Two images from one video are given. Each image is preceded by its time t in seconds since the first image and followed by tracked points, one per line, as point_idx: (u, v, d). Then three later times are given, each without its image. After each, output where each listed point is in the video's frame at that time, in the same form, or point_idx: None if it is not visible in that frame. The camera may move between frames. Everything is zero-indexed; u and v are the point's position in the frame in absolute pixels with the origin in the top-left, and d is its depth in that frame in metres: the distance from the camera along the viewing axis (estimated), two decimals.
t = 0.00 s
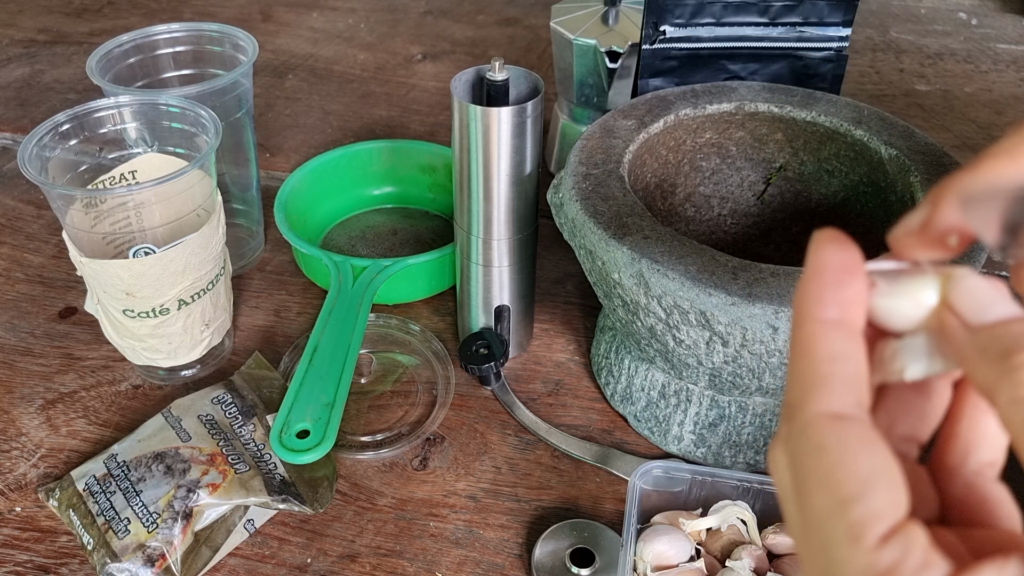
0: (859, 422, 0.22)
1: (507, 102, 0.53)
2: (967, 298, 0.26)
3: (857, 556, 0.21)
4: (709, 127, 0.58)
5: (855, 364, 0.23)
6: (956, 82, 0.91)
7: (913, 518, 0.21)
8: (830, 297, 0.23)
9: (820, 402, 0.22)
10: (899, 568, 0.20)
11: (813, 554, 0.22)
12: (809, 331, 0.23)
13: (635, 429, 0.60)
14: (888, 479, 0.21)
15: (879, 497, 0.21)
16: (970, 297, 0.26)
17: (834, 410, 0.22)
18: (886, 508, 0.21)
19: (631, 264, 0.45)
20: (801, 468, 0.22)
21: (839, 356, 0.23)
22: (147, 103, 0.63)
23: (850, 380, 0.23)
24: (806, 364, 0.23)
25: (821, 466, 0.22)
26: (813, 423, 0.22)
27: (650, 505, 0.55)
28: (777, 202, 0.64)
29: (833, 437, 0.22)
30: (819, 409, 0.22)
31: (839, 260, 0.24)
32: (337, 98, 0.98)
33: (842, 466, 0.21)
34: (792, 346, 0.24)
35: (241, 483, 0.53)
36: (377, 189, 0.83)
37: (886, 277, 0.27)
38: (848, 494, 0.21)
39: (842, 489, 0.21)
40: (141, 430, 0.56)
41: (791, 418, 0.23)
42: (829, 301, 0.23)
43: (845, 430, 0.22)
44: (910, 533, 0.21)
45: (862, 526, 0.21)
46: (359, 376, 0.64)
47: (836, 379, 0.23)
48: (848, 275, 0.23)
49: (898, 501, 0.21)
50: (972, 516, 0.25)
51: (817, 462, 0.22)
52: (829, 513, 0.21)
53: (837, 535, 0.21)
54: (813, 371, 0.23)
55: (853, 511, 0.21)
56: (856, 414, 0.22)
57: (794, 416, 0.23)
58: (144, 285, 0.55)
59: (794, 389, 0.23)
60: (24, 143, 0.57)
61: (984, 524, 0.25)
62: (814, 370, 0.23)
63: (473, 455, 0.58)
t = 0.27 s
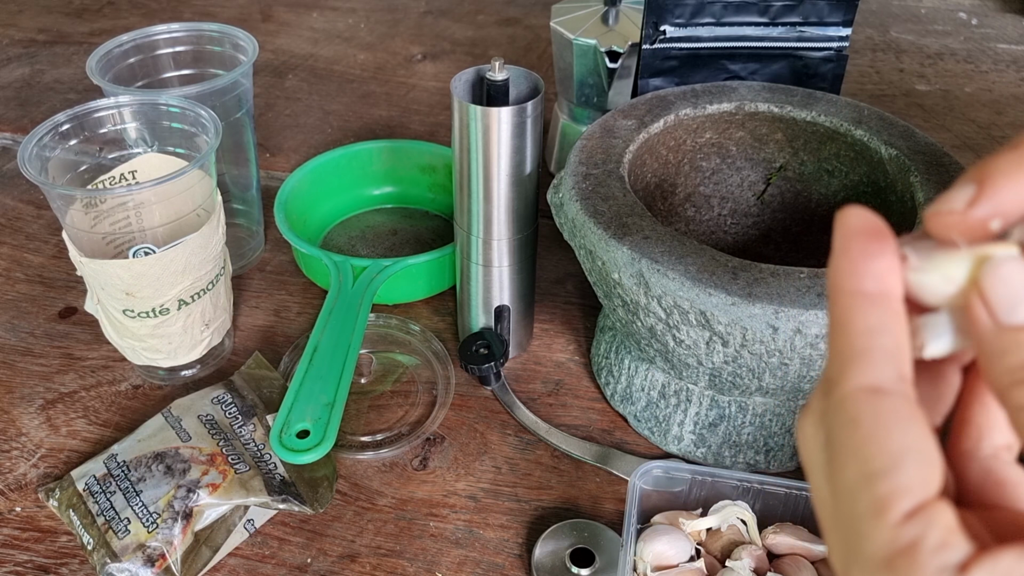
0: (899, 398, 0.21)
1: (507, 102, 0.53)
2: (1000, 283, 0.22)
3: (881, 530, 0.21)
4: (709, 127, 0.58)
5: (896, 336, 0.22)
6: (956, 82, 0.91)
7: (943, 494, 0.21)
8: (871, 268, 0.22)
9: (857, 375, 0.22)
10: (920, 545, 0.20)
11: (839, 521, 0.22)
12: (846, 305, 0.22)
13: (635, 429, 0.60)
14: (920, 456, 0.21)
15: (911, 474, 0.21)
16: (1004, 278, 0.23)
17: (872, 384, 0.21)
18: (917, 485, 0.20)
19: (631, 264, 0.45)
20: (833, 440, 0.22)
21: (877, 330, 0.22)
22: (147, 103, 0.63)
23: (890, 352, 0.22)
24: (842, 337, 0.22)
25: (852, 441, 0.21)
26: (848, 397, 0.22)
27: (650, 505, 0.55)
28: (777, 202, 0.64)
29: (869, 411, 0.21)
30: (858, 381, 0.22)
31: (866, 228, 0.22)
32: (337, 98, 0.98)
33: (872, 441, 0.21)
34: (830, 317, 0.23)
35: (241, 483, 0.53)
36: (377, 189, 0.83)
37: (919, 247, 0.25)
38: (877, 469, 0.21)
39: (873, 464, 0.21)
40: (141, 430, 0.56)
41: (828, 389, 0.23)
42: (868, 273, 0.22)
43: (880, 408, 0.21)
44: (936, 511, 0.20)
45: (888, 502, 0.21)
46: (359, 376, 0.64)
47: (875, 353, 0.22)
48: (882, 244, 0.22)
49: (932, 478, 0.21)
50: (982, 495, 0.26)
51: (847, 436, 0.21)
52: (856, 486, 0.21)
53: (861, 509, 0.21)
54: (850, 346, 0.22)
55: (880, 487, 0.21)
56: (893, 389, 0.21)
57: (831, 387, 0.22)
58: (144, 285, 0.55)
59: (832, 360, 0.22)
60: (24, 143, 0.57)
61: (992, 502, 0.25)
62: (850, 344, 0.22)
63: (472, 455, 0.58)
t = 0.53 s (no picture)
0: (907, 400, 0.21)
1: (507, 102, 0.53)
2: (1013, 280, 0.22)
3: (887, 530, 0.21)
4: (709, 127, 0.59)
5: (905, 338, 0.22)
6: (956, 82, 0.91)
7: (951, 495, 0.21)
8: (883, 270, 0.22)
9: (865, 376, 0.22)
10: (926, 545, 0.20)
11: (846, 522, 0.22)
12: (856, 305, 0.22)
13: (635, 429, 0.60)
14: (928, 457, 0.21)
15: (918, 473, 0.20)
16: (1017, 276, 0.23)
17: (880, 385, 0.22)
18: (924, 485, 0.20)
19: (631, 263, 0.45)
20: (841, 440, 0.22)
21: (888, 331, 0.22)
22: (147, 102, 0.63)
23: (898, 354, 0.22)
24: (852, 339, 0.22)
25: (858, 441, 0.21)
26: (856, 396, 0.22)
27: (650, 505, 0.55)
28: (777, 202, 0.64)
29: (876, 411, 0.21)
30: (866, 383, 0.22)
31: (879, 230, 0.22)
32: (337, 98, 0.98)
33: (879, 441, 0.21)
34: (841, 318, 0.23)
35: (241, 483, 0.53)
36: (377, 189, 0.83)
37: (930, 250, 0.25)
38: (883, 469, 0.21)
39: (879, 464, 0.21)
40: (141, 430, 0.56)
41: (836, 391, 0.23)
42: (880, 274, 0.22)
43: (888, 407, 0.21)
44: (944, 512, 0.20)
45: (894, 501, 0.21)
46: (359, 376, 0.64)
47: (884, 354, 0.22)
48: (895, 246, 0.22)
49: (939, 479, 0.20)
50: (994, 497, 0.26)
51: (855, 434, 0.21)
52: (862, 486, 0.21)
53: (867, 507, 0.21)
54: (859, 346, 0.22)
55: (886, 486, 0.21)
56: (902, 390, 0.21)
57: (839, 388, 0.22)
58: (144, 285, 0.55)
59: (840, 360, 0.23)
60: (24, 143, 0.57)
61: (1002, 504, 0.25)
62: (859, 344, 0.22)
63: (473, 455, 0.58)
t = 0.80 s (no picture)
0: (902, 401, 0.21)
1: (507, 102, 0.53)
2: (1004, 279, 0.22)
3: (881, 528, 0.21)
4: (709, 127, 0.59)
5: (899, 341, 0.22)
6: (956, 82, 0.91)
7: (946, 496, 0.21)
8: (878, 275, 0.22)
9: (859, 377, 0.22)
10: (919, 543, 0.20)
11: (841, 523, 0.22)
12: (851, 308, 0.22)
13: (635, 429, 0.60)
14: (923, 456, 0.21)
15: (912, 471, 0.20)
16: (1008, 277, 0.22)
17: (874, 387, 0.22)
18: (917, 483, 0.20)
19: (631, 263, 0.45)
20: (835, 441, 0.22)
21: (880, 333, 0.22)
22: (147, 103, 0.63)
23: (892, 357, 0.22)
24: (848, 342, 0.22)
25: (852, 440, 0.21)
26: (850, 398, 0.22)
27: (650, 505, 0.55)
28: (777, 202, 0.64)
29: (871, 411, 0.21)
30: (860, 384, 0.22)
31: (876, 233, 0.23)
32: (337, 98, 0.98)
33: (873, 440, 0.21)
34: (837, 322, 0.23)
35: (241, 483, 0.53)
36: (377, 189, 0.83)
37: (926, 254, 0.26)
38: (877, 467, 0.21)
39: (872, 462, 0.21)
40: (141, 430, 0.56)
41: (832, 394, 0.23)
42: (875, 279, 0.22)
43: (882, 408, 0.21)
44: (938, 511, 0.20)
45: (887, 499, 0.20)
46: (359, 376, 0.64)
47: (879, 356, 0.22)
48: (890, 251, 0.22)
49: (932, 478, 0.20)
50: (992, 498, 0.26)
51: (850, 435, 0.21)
52: (856, 485, 0.21)
53: (860, 507, 0.21)
54: (853, 349, 0.22)
55: (879, 485, 0.21)
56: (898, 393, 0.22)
57: (835, 390, 0.22)
58: (144, 285, 0.55)
59: (836, 364, 0.23)
60: (24, 143, 0.57)
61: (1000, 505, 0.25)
62: (853, 347, 0.22)
63: (473, 455, 0.58)
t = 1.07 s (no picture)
0: (911, 382, 0.21)
1: (507, 102, 0.53)
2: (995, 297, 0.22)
3: (896, 512, 0.21)
4: (709, 127, 0.58)
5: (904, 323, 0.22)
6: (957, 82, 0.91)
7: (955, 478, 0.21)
8: (881, 257, 0.22)
9: (868, 360, 0.22)
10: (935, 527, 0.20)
11: (853, 507, 0.22)
12: (857, 291, 0.22)
13: (635, 429, 0.60)
14: (934, 440, 0.21)
15: (926, 454, 0.20)
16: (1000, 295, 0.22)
17: (883, 369, 0.22)
18: (931, 466, 0.20)
19: (631, 263, 0.45)
20: (846, 423, 0.22)
21: (887, 315, 0.22)
22: (147, 103, 0.63)
23: (898, 338, 0.22)
24: (853, 325, 0.22)
25: (864, 423, 0.21)
26: (860, 380, 0.22)
27: (650, 505, 0.55)
28: (777, 202, 0.64)
29: (882, 393, 0.21)
30: (869, 366, 0.22)
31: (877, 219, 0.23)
32: (337, 98, 0.98)
33: (885, 424, 0.21)
34: (841, 304, 0.23)
35: (241, 483, 0.53)
36: (377, 189, 0.83)
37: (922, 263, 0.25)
38: (890, 451, 0.21)
39: (886, 445, 0.21)
40: (141, 430, 0.56)
41: (839, 377, 0.22)
42: (879, 262, 0.22)
43: (894, 390, 0.21)
44: (950, 493, 0.20)
45: (903, 484, 0.20)
46: (359, 376, 0.64)
47: (886, 338, 0.22)
48: (893, 234, 0.22)
49: (944, 460, 0.21)
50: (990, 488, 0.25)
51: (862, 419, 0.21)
52: (868, 469, 0.21)
53: (876, 490, 0.21)
54: (861, 331, 0.22)
55: (893, 468, 0.21)
56: (907, 375, 0.22)
57: (842, 373, 0.22)
58: (144, 285, 0.55)
59: (841, 346, 0.23)
60: (24, 143, 0.57)
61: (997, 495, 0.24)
62: (860, 330, 0.22)
63: (472, 455, 0.58)
